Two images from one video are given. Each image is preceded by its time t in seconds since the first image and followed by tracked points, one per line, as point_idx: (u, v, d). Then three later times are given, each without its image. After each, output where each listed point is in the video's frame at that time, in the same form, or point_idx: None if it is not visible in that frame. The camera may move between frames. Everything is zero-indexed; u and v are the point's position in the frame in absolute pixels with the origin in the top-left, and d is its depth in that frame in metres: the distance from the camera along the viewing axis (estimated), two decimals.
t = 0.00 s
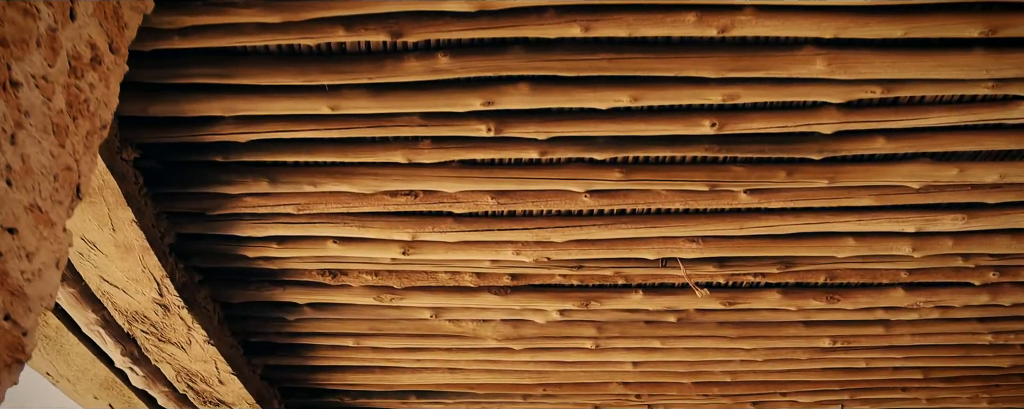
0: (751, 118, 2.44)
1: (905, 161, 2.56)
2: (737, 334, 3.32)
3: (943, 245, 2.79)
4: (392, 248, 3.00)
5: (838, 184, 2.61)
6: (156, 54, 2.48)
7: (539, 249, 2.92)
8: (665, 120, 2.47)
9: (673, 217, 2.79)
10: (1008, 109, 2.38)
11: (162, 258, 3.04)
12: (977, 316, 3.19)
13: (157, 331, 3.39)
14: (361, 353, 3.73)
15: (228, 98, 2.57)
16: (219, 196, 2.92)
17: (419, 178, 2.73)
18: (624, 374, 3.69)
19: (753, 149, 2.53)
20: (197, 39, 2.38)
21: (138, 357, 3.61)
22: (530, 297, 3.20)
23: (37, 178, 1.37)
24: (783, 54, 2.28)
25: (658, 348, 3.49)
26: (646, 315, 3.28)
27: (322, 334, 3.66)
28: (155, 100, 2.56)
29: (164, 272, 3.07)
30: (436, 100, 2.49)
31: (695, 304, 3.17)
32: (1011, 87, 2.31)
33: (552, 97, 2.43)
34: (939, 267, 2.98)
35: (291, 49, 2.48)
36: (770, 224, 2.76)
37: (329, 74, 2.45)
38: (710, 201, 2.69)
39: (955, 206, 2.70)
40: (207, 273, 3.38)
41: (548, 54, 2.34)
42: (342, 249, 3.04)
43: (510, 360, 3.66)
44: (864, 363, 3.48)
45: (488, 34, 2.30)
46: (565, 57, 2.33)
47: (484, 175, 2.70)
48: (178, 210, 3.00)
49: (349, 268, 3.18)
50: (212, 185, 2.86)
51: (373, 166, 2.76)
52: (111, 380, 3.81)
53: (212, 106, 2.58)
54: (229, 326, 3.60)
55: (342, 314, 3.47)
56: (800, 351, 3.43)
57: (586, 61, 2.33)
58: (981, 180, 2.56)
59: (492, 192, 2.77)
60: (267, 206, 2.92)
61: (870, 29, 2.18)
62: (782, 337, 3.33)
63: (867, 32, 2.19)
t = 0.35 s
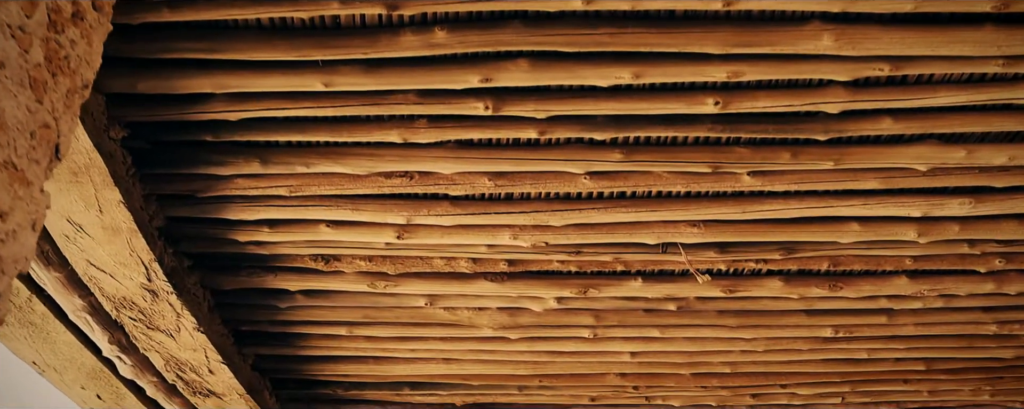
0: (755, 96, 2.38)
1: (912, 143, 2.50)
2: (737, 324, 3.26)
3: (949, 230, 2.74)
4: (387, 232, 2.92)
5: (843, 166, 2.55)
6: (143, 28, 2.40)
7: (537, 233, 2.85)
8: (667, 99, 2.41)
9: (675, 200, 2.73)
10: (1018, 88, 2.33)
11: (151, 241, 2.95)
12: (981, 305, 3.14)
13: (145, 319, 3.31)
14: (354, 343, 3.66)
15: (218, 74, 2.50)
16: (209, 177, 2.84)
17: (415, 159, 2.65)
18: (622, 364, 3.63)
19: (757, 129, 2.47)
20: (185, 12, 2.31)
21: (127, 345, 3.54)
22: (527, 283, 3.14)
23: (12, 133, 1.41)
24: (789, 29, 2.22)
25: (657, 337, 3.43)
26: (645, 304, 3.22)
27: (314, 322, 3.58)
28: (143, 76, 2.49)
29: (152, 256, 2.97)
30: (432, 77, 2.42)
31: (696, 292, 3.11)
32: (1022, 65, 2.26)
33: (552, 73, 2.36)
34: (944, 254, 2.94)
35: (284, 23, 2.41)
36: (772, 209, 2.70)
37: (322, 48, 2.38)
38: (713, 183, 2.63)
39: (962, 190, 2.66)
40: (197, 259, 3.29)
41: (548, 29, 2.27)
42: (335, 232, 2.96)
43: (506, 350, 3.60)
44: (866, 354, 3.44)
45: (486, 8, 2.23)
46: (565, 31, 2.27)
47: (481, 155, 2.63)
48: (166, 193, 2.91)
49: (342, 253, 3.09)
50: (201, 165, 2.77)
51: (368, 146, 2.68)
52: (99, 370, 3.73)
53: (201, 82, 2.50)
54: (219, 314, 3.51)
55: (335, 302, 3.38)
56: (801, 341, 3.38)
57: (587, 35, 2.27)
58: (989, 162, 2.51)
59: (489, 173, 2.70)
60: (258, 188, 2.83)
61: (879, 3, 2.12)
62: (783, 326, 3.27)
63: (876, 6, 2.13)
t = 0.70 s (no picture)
0: (758, 70, 2.31)
1: (918, 120, 2.45)
2: (737, 310, 3.20)
3: (955, 212, 2.68)
4: (378, 213, 2.84)
5: (848, 144, 2.49)
6: None
7: (533, 214, 2.77)
8: (668, 72, 2.34)
9: (675, 180, 2.66)
10: None
11: (136, 220, 2.84)
12: (985, 290, 3.10)
13: (130, 302, 3.20)
14: (345, 330, 3.58)
15: (204, 44, 2.41)
16: (195, 154, 2.75)
17: (407, 135, 2.57)
18: (618, 352, 3.56)
19: (761, 104, 2.41)
20: None
21: (112, 330, 3.42)
22: (522, 267, 3.06)
23: None
24: None
25: (654, 324, 3.37)
26: (643, 289, 3.15)
27: (304, 308, 3.48)
28: (126, 46, 2.40)
29: (137, 236, 2.87)
30: (426, 47, 2.34)
31: (695, 277, 3.05)
32: None
33: (550, 44, 2.29)
34: (949, 238, 2.88)
35: None
36: (775, 189, 2.64)
37: (312, 17, 2.30)
38: (715, 161, 2.56)
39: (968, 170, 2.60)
40: (183, 240, 3.19)
41: None
42: (326, 213, 2.86)
43: (500, 337, 3.53)
44: (866, 343, 3.40)
45: None
46: None
47: (476, 131, 2.55)
48: (151, 170, 2.80)
49: (333, 234, 3.00)
50: (187, 141, 2.67)
51: (360, 121, 2.60)
52: (83, 356, 3.63)
53: (186, 53, 2.42)
54: (207, 297, 3.41)
55: (326, 286, 3.29)
56: (801, 328, 3.33)
57: (586, 5, 2.20)
58: (998, 141, 2.45)
59: (484, 150, 2.62)
60: (246, 166, 2.74)
61: None
62: (783, 312, 3.21)
63: None
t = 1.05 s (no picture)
0: (762, 45, 2.26)
1: (925, 99, 2.40)
2: (736, 297, 3.14)
3: (961, 195, 2.63)
4: (371, 194, 2.76)
5: (853, 123, 2.44)
6: None
7: (530, 195, 2.70)
8: (670, 47, 2.27)
9: (675, 160, 2.60)
10: None
11: (122, 201, 2.75)
12: (989, 277, 3.05)
13: (117, 286, 3.11)
14: (337, 317, 3.50)
15: (192, 16, 2.33)
16: (184, 131, 2.67)
17: (402, 112, 2.50)
18: (615, 341, 3.50)
19: (764, 81, 2.35)
20: None
21: (98, 316, 3.32)
22: (517, 252, 3.00)
23: None
24: None
25: (652, 312, 3.30)
26: (641, 275, 3.09)
27: (294, 295, 3.40)
28: (112, 18, 2.33)
29: (123, 217, 2.78)
30: (421, 20, 2.27)
31: (694, 263, 2.99)
32: None
33: (549, 17, 2.22)
34: (953, 223, 2.83)
35: None
36: (777, 170, 2.58)
37: None
38: (717, 140, 2.50)
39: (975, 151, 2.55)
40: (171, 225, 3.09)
41: None
42: (318, 194, 2.78)
43: (495, 325, 3.46)
44: (868, 332, 3.34)
45: None
46: None
47: (472, 109, 2.48)
48: (138, 149, 2.71)
49: (325, 217, 2.92)
50: (177, 117, 2.60)
51: (353, 98, 2.53)
52: (70, 343, 3.53)
53: (173, 26, 2.34)
54: (198, 284, 3.32)
55: (318, 271, 3.21)
56: (802, 316, 3.27)
57: None
58: (1005, 120, 2.41)
59: (480, 128, 2.55)
60: (235, 144, 2.66)
61: None
62: (784, 299, 3.15)
63: None
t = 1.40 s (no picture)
0: (767, 13, 2.18)
1: (933, 71, 2.33)
2: (737, 281, 3.07)
3: (969, 173, 2.57)
4: (362, 171, 2.68)
5: (859, 97, 2.37)
6: None
7: (525, 172, 2.62)
8: (673, 14, 2.19)
9: (676, 136, 2.52)
10: None
11: (105, 176, 2.64)
12: (995, 261, 2.99)
13: (100, 267, 3.01)
14: (328, 302, 3.42)
15: None
16: (169, 103, 2.58)
17: (394, 83, 2.42)
18: (612, 327, 3.42)
19: (769, 51, 2.27)
20: None
21: (82, 299, 3.21)
22: (512, 232, 2.92)
23: None
24: None
25: (650, 297, 3.23)
26: (639, 257, 3.01)
27: (283, 278, 3.31)
28: None
29: (106, 193, 2.68)
30: None
31: (694, 244, 2.91)
32: None
33: None
34: (959, 203, 2.77)
35: None
36: (781, 146, 2.51)
37: None
38: (719, 114, 2.43)
39: (983, 128, 2.49)
40: (157, 204, 2.99)
41: None
42: (307, 170, 2.70)
43: (490, 310, 3.38)
44: (871, 319, 3.28)
45: None
46: None
47: (467, 80, 2.40)
48: (121, 122, 2.61)
49: (314, 195, 2.84)
50: (161, 89, 2.49)
51: (343, 69, 2.45)
52: (53, 328, 3.42)
53: None
54: (184, 266, 3.23)
55: (307, 252, 3.12)
56: (803, 302, 3.20)
57: None
58: (1016, 94, 2.35)
59: (475, 100, 2.47)
60: (222, 117, 2.56)
61: None
62: (785, 283, 3.08)
63: None
